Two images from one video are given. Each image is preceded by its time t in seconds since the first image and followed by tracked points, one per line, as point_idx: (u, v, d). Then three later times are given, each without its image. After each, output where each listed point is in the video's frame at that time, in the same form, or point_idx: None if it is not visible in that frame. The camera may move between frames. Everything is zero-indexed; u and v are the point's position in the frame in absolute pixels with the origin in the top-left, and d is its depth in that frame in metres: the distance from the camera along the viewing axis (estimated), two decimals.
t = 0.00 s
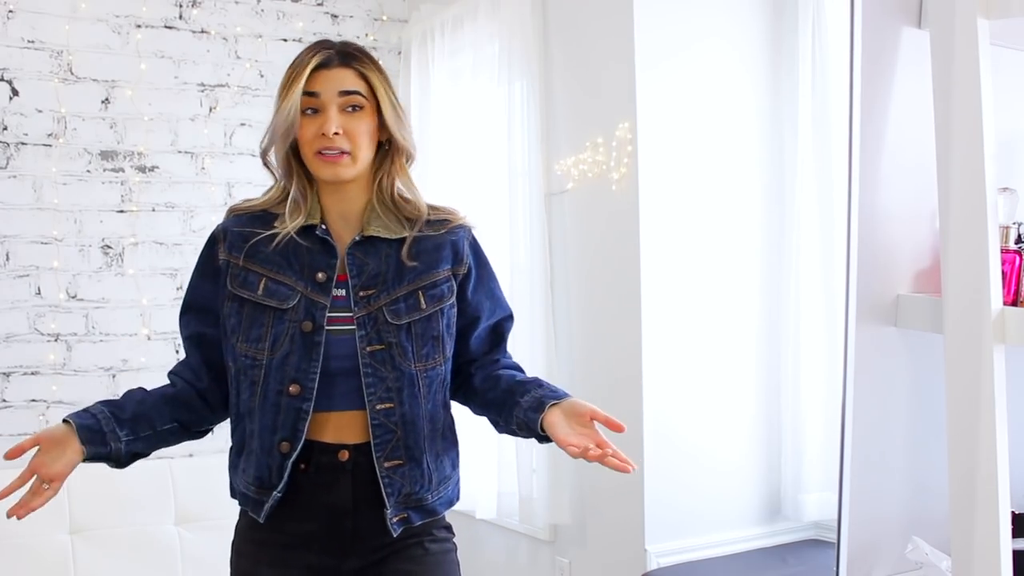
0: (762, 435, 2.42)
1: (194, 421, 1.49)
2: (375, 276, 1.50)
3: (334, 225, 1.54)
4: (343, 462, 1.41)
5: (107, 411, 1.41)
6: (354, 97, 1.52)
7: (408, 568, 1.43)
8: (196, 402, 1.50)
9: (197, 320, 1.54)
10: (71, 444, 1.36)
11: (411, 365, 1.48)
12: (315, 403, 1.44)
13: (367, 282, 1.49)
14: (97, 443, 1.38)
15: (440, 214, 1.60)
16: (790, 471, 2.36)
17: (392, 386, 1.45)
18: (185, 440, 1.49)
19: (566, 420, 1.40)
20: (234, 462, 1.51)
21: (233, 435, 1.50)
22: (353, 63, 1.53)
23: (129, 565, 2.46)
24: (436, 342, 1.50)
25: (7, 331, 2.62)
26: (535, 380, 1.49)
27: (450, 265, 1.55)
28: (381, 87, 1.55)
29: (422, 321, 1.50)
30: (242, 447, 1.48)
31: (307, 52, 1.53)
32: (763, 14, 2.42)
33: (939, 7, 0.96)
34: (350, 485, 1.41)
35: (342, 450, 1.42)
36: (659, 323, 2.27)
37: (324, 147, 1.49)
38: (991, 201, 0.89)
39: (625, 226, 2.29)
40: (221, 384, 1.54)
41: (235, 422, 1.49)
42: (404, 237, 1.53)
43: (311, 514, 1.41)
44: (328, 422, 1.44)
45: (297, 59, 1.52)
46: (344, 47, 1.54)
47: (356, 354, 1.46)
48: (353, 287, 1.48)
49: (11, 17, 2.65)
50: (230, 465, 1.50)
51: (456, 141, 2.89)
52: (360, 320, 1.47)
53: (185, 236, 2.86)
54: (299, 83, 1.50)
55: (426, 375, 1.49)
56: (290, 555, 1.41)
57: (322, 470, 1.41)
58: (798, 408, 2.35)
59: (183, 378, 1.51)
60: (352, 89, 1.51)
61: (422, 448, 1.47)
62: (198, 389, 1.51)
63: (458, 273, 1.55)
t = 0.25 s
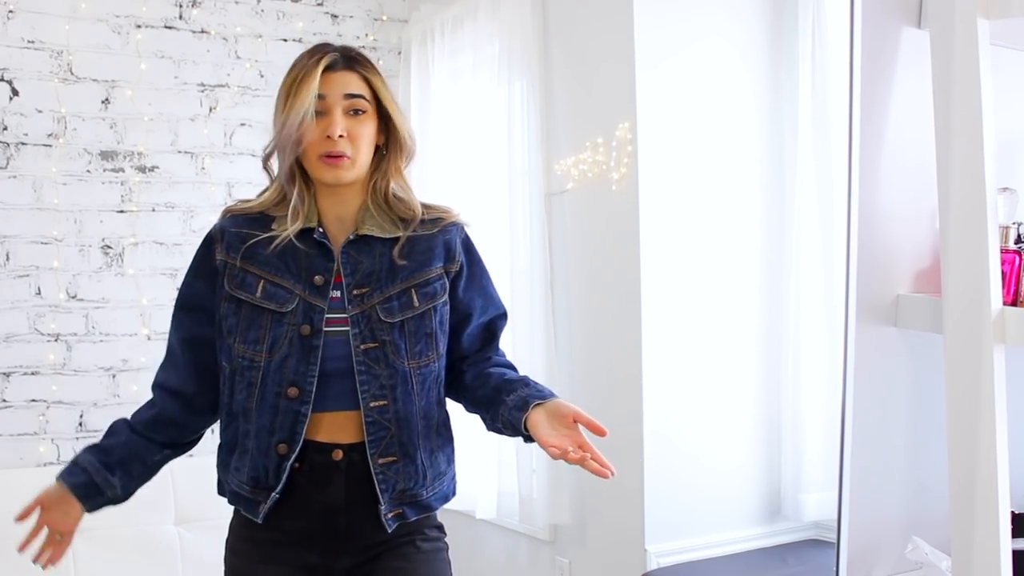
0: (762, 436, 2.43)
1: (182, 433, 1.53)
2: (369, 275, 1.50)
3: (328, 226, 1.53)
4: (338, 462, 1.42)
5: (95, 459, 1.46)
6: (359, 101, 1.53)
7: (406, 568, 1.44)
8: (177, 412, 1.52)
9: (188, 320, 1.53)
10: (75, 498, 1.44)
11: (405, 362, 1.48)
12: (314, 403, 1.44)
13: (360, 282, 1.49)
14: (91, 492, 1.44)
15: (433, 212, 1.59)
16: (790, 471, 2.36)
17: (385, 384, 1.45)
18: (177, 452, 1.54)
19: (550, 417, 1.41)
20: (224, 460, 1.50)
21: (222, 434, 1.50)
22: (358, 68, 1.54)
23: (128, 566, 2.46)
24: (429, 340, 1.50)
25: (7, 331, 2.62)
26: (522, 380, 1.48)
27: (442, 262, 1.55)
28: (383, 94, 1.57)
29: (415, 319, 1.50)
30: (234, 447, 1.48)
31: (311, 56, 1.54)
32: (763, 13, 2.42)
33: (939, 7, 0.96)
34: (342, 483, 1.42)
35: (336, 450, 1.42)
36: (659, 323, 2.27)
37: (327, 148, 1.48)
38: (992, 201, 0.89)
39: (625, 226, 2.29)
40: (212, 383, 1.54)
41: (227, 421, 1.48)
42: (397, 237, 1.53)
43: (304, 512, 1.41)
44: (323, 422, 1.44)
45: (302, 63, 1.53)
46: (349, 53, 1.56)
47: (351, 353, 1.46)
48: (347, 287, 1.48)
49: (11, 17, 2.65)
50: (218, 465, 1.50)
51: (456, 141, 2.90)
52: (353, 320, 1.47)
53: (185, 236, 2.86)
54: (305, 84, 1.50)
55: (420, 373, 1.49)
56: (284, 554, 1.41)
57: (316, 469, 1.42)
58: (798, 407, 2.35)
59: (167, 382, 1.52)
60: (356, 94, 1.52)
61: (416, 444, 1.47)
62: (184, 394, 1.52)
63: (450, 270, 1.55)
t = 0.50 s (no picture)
0: (762, 436, 2.42)
1: (189, 445, 1.49)
2: (372, 274, 1.49)
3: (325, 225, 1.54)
4: (328, 461, 1.41)
5: (115, 503, 1.45)
6: (331, 106, 1.51)
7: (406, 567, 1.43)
8: (177, 419, 1.48)
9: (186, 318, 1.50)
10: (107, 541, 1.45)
11: (413, 357, 1.48)
12: (314, 401, 1.44)
13: (364, 280, 1.49)
14: (123, 531, 1.45)
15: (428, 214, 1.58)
16: (790, 471, 2.36)
17: (395, 378, 1.46)
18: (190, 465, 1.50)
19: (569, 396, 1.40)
20: (216, 456, 1.49)
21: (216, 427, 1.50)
22: (330, 73, 1.52)
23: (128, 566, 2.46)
24: (435, 335, 1.51)
25: (7, 331, 2.62)
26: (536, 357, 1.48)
27: (444, 258, 1.55)
28: (359, 94, 1.53)
29: (420, 314, 1.50)
30: (231, 441, 1.47)
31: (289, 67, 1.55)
32: (763, 13, 2.42)
33: (939, 6, 0.96)
34: (332, 482, 1.41)
35: (326, 448, 1.41)
36: (659, 323, 2.27)
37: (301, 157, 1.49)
38: (991, 201, 0.89)
39: (626, 226, 2.29)
40: (207, 377, 1.52)
41: (224, 414, 1.48)
42: (397, 239, 1.53)
43: (296, 510, 1.41)
44: (317, 418, 1.43)
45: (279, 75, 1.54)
46: (326, 58, 1.54)
47: (357, 350, 1.46)
48: (352, 285, 1.48)
49: (11, 17, 2.65)
50: (214, 460, 1.49)
51: (456, 141, 2.89)
52: (359, 318, 1.47)
53: (185, 236, 2.86)
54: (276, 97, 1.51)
55: (428, 367, 1.49)
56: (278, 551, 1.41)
57: (306, 467, 1.41)
58: (798, 407, 2.34)
59: (163, 385, 1.48)
60: (327, 99, 1.51)
61: (428, 438, 1.47)
62: (181, 396, 1.49)
63: (453, 265, 1.55)
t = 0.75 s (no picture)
0: (762, 436, 2.42)
1: (153, 432, 1.48)
2: (367, 275, 1.49)
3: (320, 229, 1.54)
4: (323, 456, 1.41)
5: (70, 479, 1.42)
6: (329, 111, 1.51)
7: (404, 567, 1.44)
8: (147, 407, 1.47)
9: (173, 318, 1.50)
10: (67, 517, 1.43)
11: (409, 352, 1.48)
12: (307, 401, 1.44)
13: (363, 282, 1.49)
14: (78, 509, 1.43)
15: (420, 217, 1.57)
16: (790, 471, 2.36)
17: (392, 374, 1.46)
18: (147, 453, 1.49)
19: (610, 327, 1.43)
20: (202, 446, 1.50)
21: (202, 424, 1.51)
22: (330, 78, 1.52)
23: (128, 565, 2.46)
24: (431, 330, 1.50)
25: (7, 331, 2.62)
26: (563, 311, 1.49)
27: (439, 254, 1.54)
28: (358, 102, 1.53)
29: (415, 311, 1.50)
30: (218, 439, 1.48)
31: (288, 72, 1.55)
32: (763, 13, 2.42)
33: (939, 6, 0.96)
34: (327, 478, 1.41)
35: (323, 444, 1.42)
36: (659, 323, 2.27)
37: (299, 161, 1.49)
38: (991, 201, 0.89)
39: (626, 226, 2.29)
40: (189, 373, 1.52)
41: (211, 412, 1.49)
42: (391, 240, 1.53)
43: (290, 503, 1.42)
44: (313, 415, 1.44)
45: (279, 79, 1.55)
46: (328, 63, 1.54)
47: (354, 350, 1.46)
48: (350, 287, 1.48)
49: (11, 17, 2.65)
50: (200, 455, 1.50)
51: (456, 141, 2.89)
52: (356, 318, 1.47)
53: (184, 236, 2.86)
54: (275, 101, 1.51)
55: (425, 362, 1.49)
56: (273, 544, 1.42)
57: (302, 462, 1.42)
58: (799, 407, 2.35)
59: (140, 374, 1.46)
60: (325, 104, 1.51)
61: (428, 433, 1.47)
62: (159, 389, 1.48)
63: (450, 259, 1.54)
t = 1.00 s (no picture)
0: (762, 437, 2.42)
1: (135, 422, 1.50)
2: (374, 277, 1.49)
3: (326, 231, 1.54)
4: (337, 458, 1.42)
5: (42, 457, 1.46)
6: (334, 114, 1.50)
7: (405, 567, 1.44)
8: (133, 402, 1.48)
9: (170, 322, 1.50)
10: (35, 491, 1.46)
11: (418, 356, 1.48)
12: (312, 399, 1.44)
13: (369, 283, 1.48)
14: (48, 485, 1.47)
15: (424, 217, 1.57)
16: (790, 471, 2.36)
17: (400, 378, 1.46)
18: (125, 442, 1.51)
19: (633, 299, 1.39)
20: (213, 452, 1.51)
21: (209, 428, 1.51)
22: (334, 81, 1.52)
23: (128, 565, 2.46)
24: (439, 334, 1.50)
25: (7, 331, 2.62)
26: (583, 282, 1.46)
27: (445, 257, 1.53)
28: (362, 104, 1.53)
29: (422, 313, 1.50)
30: (227, 443, 1.48)
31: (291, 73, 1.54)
32: (763, 13, 2.42)
33: (939, 6, 0.96)
34: (343, 481, 1.42)
35: (336, 446, 1.42)
36: (659, 322, 2.27)
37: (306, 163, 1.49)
38: (992, 201, 0.89)
39: (626, 226, 2.29)
40: (188, 370, 1.53)
41: (219, 416, 1.49)
42: (397, 242, 1.52)
43: (304, 504, 1.42)
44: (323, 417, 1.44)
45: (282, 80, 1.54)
46: (330, 66, 1.54)
47: (362, 352, 1.46)
48: (356, 286, 1.48)
49: (11, 17, 2.65)
50: (211, 460, 1.51)
51: (456, 141, 2.89)
52: (363, 320, 1.46)
53: (184, 236, 2.86)
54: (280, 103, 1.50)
55: (433, 364, 1.49)
56: (287, 544, 1.42)
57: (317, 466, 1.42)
58: (799, 406, 2.35)
59: (128, 369, 1.48)
60: (331, 106, 1.50)
61: (437, 434, 1.47)
62: (146, 383, 1.49)
63: (456, 262, 1.53)
